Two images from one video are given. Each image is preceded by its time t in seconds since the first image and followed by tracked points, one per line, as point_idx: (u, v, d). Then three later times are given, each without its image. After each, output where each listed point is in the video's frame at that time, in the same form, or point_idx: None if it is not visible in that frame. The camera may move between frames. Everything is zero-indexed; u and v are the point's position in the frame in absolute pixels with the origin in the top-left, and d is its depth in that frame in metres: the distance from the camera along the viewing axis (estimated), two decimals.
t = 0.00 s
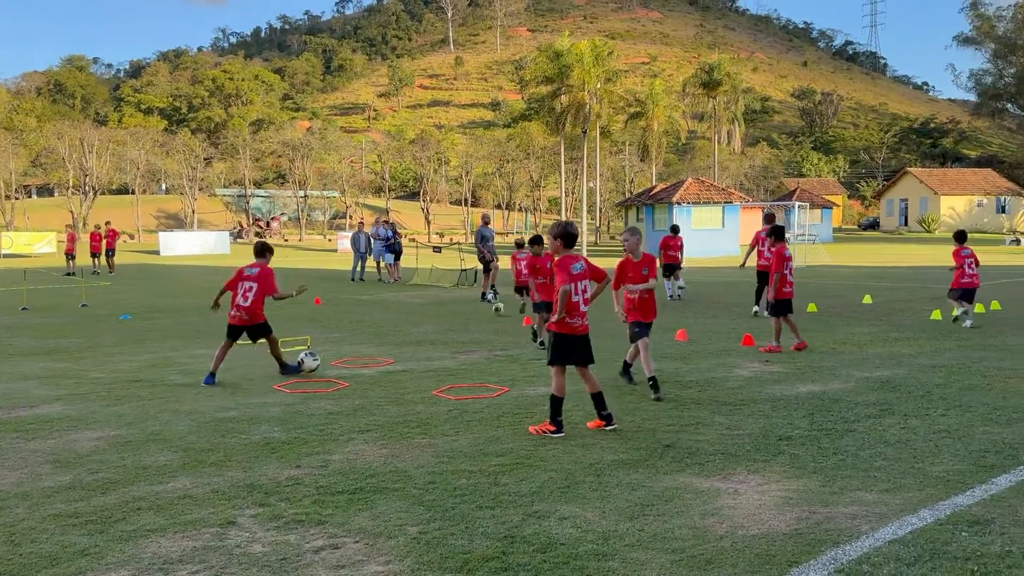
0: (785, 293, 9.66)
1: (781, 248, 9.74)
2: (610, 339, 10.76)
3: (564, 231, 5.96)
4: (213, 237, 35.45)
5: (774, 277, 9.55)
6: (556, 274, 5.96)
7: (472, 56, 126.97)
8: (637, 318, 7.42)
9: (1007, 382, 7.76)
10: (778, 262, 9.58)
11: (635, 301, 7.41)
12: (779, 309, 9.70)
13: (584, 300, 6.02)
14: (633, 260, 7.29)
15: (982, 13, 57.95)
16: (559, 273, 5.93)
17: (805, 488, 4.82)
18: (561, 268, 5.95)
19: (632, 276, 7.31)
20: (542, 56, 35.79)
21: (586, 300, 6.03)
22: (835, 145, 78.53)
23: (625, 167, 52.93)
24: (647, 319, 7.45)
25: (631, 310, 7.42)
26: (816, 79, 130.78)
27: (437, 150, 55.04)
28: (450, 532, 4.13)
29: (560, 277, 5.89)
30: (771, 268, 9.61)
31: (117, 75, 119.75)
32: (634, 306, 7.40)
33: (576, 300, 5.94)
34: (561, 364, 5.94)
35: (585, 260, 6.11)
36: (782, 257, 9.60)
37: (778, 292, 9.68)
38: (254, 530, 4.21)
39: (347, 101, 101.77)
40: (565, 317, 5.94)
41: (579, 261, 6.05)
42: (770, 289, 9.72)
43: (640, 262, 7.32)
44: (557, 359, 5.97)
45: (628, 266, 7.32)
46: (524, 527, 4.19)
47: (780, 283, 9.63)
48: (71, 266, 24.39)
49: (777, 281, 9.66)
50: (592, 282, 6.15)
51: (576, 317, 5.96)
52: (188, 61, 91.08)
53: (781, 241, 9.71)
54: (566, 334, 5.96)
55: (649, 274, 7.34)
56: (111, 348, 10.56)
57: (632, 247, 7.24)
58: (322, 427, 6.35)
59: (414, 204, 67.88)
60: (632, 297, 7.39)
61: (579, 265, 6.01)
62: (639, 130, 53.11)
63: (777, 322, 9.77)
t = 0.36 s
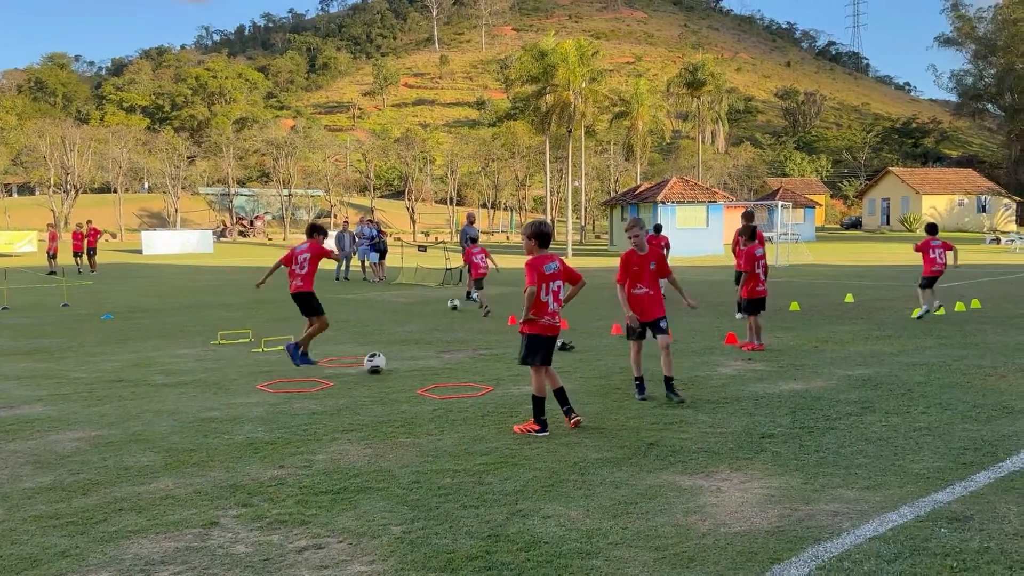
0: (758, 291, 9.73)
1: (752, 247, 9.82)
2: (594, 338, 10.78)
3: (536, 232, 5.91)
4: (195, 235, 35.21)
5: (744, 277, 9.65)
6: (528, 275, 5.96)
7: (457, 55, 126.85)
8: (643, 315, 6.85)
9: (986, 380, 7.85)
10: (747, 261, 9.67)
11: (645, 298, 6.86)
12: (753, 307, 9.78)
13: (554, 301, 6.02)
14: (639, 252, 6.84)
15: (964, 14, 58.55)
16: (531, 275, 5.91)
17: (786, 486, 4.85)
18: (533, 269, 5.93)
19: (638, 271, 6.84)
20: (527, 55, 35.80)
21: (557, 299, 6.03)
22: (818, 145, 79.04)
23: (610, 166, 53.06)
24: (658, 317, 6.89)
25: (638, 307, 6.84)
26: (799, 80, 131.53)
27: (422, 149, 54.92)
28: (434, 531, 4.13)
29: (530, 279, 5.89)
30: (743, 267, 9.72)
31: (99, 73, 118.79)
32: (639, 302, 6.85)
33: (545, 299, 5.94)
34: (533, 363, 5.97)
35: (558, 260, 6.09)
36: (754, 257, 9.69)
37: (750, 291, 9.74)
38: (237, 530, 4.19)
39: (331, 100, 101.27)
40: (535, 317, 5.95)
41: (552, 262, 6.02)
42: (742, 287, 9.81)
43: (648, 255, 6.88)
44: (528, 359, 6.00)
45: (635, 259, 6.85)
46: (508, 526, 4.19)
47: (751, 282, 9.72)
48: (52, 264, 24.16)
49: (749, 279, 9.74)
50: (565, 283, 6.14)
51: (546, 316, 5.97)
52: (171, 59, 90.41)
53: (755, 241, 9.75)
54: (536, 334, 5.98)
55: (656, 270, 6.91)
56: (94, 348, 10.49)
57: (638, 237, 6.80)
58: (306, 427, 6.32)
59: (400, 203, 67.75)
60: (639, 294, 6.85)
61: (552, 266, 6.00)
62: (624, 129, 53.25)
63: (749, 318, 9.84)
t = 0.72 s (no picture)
0: (739, 288, 9.78)
1: (736, 243, 9.84)
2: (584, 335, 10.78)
3: (524, 229, 5.94)
4: (185, 233, 35.08)
5: (728, 272, 9.69)
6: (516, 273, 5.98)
7: (449, 53, 126.74)
8: (657, 319, 6.41)
9: (974, 377, 7.91)
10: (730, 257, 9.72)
11: (658, 302, 6.43)
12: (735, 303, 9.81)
13: (544, 300, 6.01)
14: (652, 252, 6.44)
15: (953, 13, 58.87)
16: (519, 273, 5.93)
17: (776, 482, 4.88)
18: (523, 267, 5.95)
19: (651, 270, 6.41)
20: (519, 53, 35.78)
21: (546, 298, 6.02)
22: (809, 143, 79.31)
23: (601, 165, 53.11)
24: (672, 323, 6.45)
25: (650, 311, 6.43)
26: (790, 78, 131.87)
27: (414, 147, 54.84)
28: (424, 529, 4.13)
29: (519, 278, 5.90)
30: (726, 264, 9.74)
31: (87, 70, 118.24)
32: (652, 305, 6.42)
33: (534, 298, 5.94)
34: (525, 361, 5.96)
35: (545, 258, 6.12)
36: (736, 255, 9.71)
37: (732, 287, 9.78)
38: (227, 528, 4.19)
39: (322, 98, 100.96)
40: (524, 316, 5.96)
41: (539, 261, 6.05)
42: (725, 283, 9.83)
43: (663, 254, 6.44)
44: (521, 358, 5.98)
45: (648, 258, 6.44)
46: (500, 523, 4.20)
47: (733, 278, 9.77)
48: (40, 262, 23.99)
49: (731, 276, 9.79)
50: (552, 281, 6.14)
51: (534, 314, 5.96)
52: (161, 56, 89.98)
53: (740, 238, 9.75)
54: (525, 333, 5.98)
55: (672, 269, 6.46)
56: (83, 346, 10.43)
57: (649, 235, 6.41)
58: (297, 425, 6.31)
59: (391, 201, 67.64)
60: (653, 295, 6.42)
61: (540, 264, 6.02)
62: (616, 128, 53.27)
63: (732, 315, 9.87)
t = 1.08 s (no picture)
0: (740, 286, 9.78)
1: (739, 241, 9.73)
2: (589, 332, 10.76)
3: (527, 226, 5.96)
4: (190, 230, 35.10)
5: (730, 270, 9.65)
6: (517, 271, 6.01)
7: (454, 49, 126.64)
8: (660, 325, 6.13)
9: (980, 374, 7.89)
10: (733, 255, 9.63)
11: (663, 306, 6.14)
12: (735, 302, 9.82)
13: (544, 297, 6.01)
14: (660, 255, 6.20)
15: (959, 9, 58.57)
16: (519, 270, 5.94)
17: (780, 479, 4.87)
18: (523, 263, 5.96)
19: (659, 273, 6.17)
20: (522, 50, 35.73)
21: (547, 295, 6.01)
22: (814, 140, 79.06)
23: (606, 161, 53.03)
24: (679, 330, 6.16)
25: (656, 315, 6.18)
26: (795, 74, 131.49)
27: (418, 143, 54.78)
28: (428, 525, 4.14)
29: (518, 275, 5.91)
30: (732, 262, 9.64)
31: (92, 67, 118.48)
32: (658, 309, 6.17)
33: (533, 295, 5.94)
34: (524, 358, 5.95)
35: (549, 256, 6.13)
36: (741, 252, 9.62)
37: (732, 284, 9.78)
38: (231, 524, 4.20)
39: (327, 95, 101.01)
40: (523, 313, 5.96)
41: (541, 259, 6.06)
42: (726, 279, 9.81)
43: (668, 257, 6.15)
44: (519, 355, 5.98)
45: (656, 261, 6.20)
46: (502, 519, 4.21)
47: (734, 275, 9.74)
48: (45, 259, 24.04)
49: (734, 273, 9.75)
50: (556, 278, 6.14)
51: (534, 311, 5.96)
52: (165, 53, 90.05)
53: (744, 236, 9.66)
54: (525, 331, 5.97)
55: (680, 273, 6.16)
56: (87, 342, 10.46)
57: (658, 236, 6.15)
58: (301, 421, 6.32)
59: (395, 198, 67.63)
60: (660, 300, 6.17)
61: (541, 262, 6.04)
62: (620, 124, 53.17)
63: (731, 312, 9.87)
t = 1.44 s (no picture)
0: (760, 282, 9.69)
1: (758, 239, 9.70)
2: (608, 329, 10.71)
3: (543, 223, 5.99)
4: (213, 226, 35.38)
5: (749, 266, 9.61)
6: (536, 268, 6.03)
7: (473, 44, 126.66)
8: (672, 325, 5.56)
9: (1004, 371, 7.79)
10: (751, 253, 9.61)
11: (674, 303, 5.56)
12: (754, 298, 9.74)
13: (561, 293, 5.99)
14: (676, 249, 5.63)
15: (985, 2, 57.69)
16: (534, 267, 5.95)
17: (799, 476, 4.84)
18: (539, 260, 5.96)
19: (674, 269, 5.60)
20: (542, 45, 35.68)
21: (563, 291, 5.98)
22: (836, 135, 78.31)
23: (625, 156, 52.85)
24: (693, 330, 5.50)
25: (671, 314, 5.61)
26: (817, 68, 130.33)
27: (437, 139, 54.83)
28: (446, 519, 4.15)
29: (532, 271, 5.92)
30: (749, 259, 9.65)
31: (116, 63, 119.70)
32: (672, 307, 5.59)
33: (548, 292, 5.92)
34: (539, 354, 5.97)
35: (568, 252, 6.07)
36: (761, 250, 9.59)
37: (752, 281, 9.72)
38: (252, 517, 4.24)
39: (347, 91, 101.52)
40: (539, 310, 5.96)
41: (560, 255, 6.01)
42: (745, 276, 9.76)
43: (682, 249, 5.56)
44: (537, 352, 5.99)
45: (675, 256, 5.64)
46: (520, 514, 4.21)
47: (754, 271, 9.67)
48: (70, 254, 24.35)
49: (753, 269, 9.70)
50: (574, 276, 6.09)
51: (549, 307, 5.95)
52: (187, 50, 90.82)
53: (765, 233, 9.61)
54: (541, 328, 5.97)
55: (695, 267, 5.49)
56: (111, 337, 10.59)
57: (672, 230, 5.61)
58: (321, 415, 6.37)
59: (414, 193, 67.80)
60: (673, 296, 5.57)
61: (558, 258, 5.99)
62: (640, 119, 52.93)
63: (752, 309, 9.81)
